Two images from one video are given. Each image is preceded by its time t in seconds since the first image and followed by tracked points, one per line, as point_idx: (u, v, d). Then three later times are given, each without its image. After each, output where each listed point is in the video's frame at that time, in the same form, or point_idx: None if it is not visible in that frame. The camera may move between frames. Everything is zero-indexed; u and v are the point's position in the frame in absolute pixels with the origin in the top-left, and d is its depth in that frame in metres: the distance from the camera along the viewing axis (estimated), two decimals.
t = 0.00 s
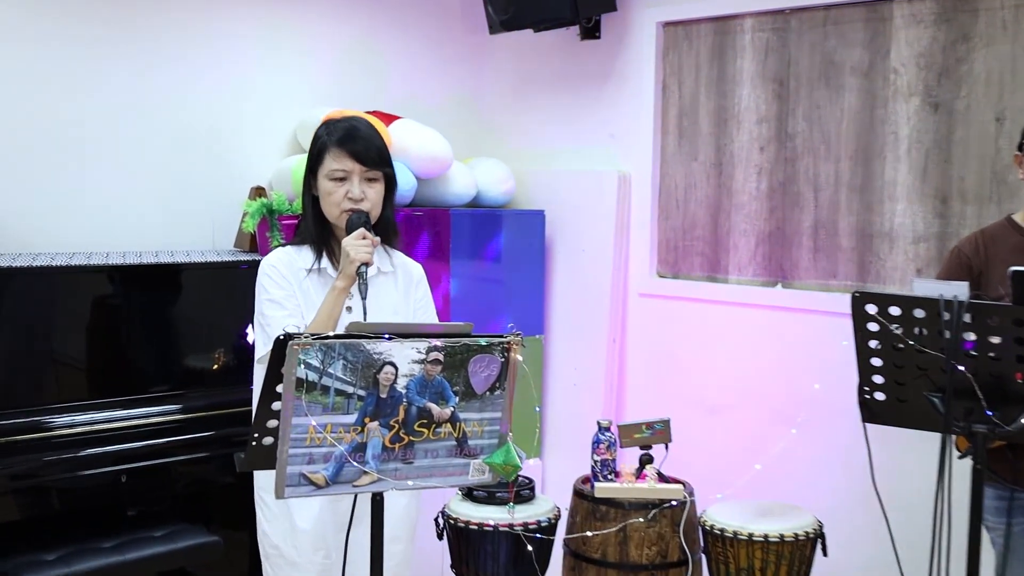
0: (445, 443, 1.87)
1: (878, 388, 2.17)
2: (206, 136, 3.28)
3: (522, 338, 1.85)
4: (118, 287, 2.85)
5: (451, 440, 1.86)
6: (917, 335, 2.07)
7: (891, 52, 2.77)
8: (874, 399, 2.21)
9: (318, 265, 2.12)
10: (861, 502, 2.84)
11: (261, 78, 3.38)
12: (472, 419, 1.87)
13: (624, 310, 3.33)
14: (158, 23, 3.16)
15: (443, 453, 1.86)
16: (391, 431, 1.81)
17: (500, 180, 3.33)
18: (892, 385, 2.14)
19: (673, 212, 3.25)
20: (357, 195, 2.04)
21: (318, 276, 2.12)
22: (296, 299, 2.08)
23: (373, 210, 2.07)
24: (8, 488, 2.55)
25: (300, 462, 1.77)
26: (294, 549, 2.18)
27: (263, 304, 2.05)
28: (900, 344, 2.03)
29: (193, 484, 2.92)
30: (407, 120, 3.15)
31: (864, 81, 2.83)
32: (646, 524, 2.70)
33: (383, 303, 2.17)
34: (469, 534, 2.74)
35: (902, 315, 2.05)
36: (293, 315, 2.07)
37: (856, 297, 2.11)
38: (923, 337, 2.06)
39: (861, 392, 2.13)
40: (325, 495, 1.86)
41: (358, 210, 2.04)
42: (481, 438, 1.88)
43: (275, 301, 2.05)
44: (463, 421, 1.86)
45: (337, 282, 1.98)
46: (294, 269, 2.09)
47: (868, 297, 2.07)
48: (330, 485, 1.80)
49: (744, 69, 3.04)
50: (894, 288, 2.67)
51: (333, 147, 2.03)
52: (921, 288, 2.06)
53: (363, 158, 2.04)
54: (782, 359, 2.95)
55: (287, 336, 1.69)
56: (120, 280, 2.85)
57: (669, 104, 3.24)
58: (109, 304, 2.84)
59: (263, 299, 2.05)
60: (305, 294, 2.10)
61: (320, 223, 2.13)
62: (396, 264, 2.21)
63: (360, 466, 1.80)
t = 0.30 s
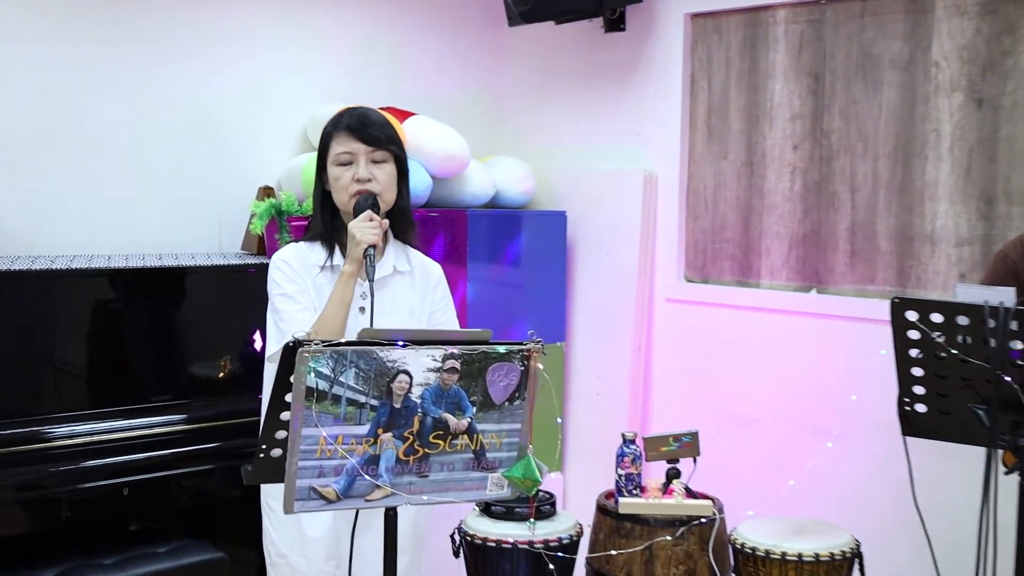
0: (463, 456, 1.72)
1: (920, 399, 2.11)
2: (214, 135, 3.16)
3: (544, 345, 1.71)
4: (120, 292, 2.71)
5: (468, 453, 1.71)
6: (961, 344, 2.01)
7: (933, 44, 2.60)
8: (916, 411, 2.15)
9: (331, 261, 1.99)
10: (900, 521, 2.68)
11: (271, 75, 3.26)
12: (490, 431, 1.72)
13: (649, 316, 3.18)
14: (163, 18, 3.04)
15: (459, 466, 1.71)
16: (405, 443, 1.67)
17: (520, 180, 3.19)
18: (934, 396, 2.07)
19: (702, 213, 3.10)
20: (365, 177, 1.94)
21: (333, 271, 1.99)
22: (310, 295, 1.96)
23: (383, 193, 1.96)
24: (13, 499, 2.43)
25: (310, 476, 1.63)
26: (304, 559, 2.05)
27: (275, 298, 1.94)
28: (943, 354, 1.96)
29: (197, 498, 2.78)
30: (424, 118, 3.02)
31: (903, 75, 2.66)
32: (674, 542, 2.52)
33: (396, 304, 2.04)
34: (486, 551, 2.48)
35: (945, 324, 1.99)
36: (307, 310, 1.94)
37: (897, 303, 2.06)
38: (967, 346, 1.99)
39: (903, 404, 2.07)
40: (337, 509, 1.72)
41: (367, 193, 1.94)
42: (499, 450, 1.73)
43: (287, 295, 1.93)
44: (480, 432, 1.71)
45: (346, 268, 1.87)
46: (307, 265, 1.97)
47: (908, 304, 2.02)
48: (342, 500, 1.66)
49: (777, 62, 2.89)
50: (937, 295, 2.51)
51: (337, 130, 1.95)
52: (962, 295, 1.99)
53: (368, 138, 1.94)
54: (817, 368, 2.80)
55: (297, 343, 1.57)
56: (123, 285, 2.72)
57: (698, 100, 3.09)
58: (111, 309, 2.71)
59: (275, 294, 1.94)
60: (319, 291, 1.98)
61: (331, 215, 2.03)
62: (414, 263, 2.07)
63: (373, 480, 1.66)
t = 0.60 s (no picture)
0: (478, 461, 1.68)
1: (943, 404, 2.07)
2: (225, 135, 3.13)
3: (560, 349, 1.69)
4: (131, 295, 2.68)
5: (484, 458, 1.67)
6: (987, 348, 1.98)
7: (959, 44, 2.55)
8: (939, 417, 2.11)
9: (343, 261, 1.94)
10: (921, 529, 2.63)
11: (284, 74, 3.22)
12: (506, 436, 1.68)
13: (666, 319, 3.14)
14: (174, 17, 3.01)
15: (475, 472, 1.67)
16: (420, 448, 1.63)
17: (536, 180, 3.15)
18: (958, 401, 2.04)
19: (721, 215, 3.06)
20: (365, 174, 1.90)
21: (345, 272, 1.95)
22: (320, 295, 1.93)
23: (385, 188, 1.91)
24: (31, 502, 2.40)
25: (324, 481, 1.59)
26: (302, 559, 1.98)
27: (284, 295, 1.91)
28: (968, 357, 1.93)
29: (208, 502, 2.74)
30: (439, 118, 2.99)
31: (927, 75, 2.61)
32: (692, 549, 2.47)
33: (407, 307, 1.98)
34: (501, 558, 2.36)
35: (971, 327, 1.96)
36: (315, 308, 1.90)
37: (921, 307, 2.04)
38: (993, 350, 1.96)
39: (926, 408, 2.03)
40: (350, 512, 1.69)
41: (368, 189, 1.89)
42: (515, 455, 1.69)
43: (295, 293, 1.90)
44: (497, 437, 1.67)
45: (344, 265, 1.85)
46: (319, 263, 1.94)
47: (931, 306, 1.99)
48: (355, 505, 1.62)
49: (799, 62, 2.84)
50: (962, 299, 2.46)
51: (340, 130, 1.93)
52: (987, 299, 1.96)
53: (367, 134, 1.91)
54: (839, 373, 2.75)
55: (312, 346, 1.53)
56: (135, 287, 2.68)
57: (718, 99, 3.04)
58: (124, 311, 2.67)
59: (284, 291, 1.91)
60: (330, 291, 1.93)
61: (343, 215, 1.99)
62: (430, 266, 2.01)
63: (387, 485, 1.62)
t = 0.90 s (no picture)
0: (489, 465, 1.63)
1: (962, 410, 2.03)
2: (233, 134, 3.09)
3: (572, 352, 1.63)
4: (139, 297, 2.65)
5: (495, 463, 1.63)
6: (1007, 353, 1.93)
7: (979, 41, 2.50)
8: (958, 423, 2.06)
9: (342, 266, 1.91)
10: (940, 536, 2.57)
11: (292, 73, 3.19)
12: (518, 440, 1.63)
13: (679, 322, 3.10)
14: (182, 16, 2.98)
15: (485, 476, 1.63)
16: (429, 452, 1.59)
17: (547, 181, 3.10)
18: (978, 407, 1.99)
19: (736, 216, 3.01)
20: (381, 186, 1.84)
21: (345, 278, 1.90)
22: (321, 302, 1.88)
23: (399, 202, 1.86)
24: (37, 507, 2.35)
25: (332, 485, 1.55)
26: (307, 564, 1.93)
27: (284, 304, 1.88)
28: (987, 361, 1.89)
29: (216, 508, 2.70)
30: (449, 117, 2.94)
31: (946, 73, 2.56)
32: (706, 555, 2.40)
33: (411, 307, 1.95)
34: (512, 564, 2.30)
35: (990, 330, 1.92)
36: (314, 316, 1.86)
37: (939, 310, 2.00)
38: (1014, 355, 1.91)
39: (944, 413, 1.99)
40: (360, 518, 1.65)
41: (382, 202, 1.84)
42: (527, 460, 1.65)
43: (294, 302, 1.87)
44: (508, 442, 1.62)
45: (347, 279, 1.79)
46: (319, 270, 1.90)
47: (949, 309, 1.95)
48: (364, 510, 1.58)
49: (816, 60, 2.79)
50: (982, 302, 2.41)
51: (355, 137, 1.85)
52: (1008, 302, 1.91)
53: (386, 146, 1.84)
54: (856, 378, 2.70)
55: (319, 349, 1.50)
56: (143, 289, 2.65)
57: (732, 98, 3.00)
58: (131, 314, 2.64)
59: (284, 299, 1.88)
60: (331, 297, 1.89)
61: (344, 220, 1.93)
62: (435, 266, 1.97)
63: (397, 489, 1.58)
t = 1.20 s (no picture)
0: (500, 471, 1.56)
1: (985, 415, 1.96)
2: (237, 134, 3.04)
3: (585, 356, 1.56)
4: (140, 299, 2.59)
5: (505, 468, 1.56)
6: None
7: (1003, 36, 2.43)
8: (981, 429, 1.99)
9: (347, 269, 1.83)
10: (961, 545, 2.50)
11: (297, 72, 3.14)
12: (529, 446, 1.57)
13: (693, 325, 3.04)
14: (186, 13, 2.92)
15: (495, 483, 1.56)
16: (438, 458, 1.52)
17: (557, 181, 3.05)
18: (1002, 413, 1.92)
19: (751, 216, 2.95)
20: (380, 191, 1.78)
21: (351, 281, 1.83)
22: (327, 307, 1.81)
23: (400, 207, 1.80)
24: (37, 514, 2.29)
25: (339, 491, 1.49)
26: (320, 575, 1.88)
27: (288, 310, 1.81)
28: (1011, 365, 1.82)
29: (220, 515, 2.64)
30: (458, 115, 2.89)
31: (969, 69, 2.49)
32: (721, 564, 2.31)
33: (420, 312, 1.87)
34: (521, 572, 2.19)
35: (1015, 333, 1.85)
36: (319, 323, 1.79)
37: (961, 313, 1.94)
38: None
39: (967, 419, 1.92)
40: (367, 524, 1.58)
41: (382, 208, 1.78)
42: (539, 465, 1.58)
43: (299, 307, 1.79)
44: (518, 447, 1.56)
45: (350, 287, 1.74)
46: (324, 275, 1.83)
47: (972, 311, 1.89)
48: (372, 517, 1.51)
49: (835, 57, 2.73)
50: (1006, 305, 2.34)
51: (352, 141, 1.78)
52: None
53: (384, 151, 1.77)
54: (874, 382, 2.64)
55: (326, 351, 1.43)
56: (145, 291, 2.59)
57: (748, 96, 2.94)
58: (133, 316, 2.58)
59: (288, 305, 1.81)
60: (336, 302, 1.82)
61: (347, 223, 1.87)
62: (443, 269, 1.91)
63: (405, 496, 1.51)
